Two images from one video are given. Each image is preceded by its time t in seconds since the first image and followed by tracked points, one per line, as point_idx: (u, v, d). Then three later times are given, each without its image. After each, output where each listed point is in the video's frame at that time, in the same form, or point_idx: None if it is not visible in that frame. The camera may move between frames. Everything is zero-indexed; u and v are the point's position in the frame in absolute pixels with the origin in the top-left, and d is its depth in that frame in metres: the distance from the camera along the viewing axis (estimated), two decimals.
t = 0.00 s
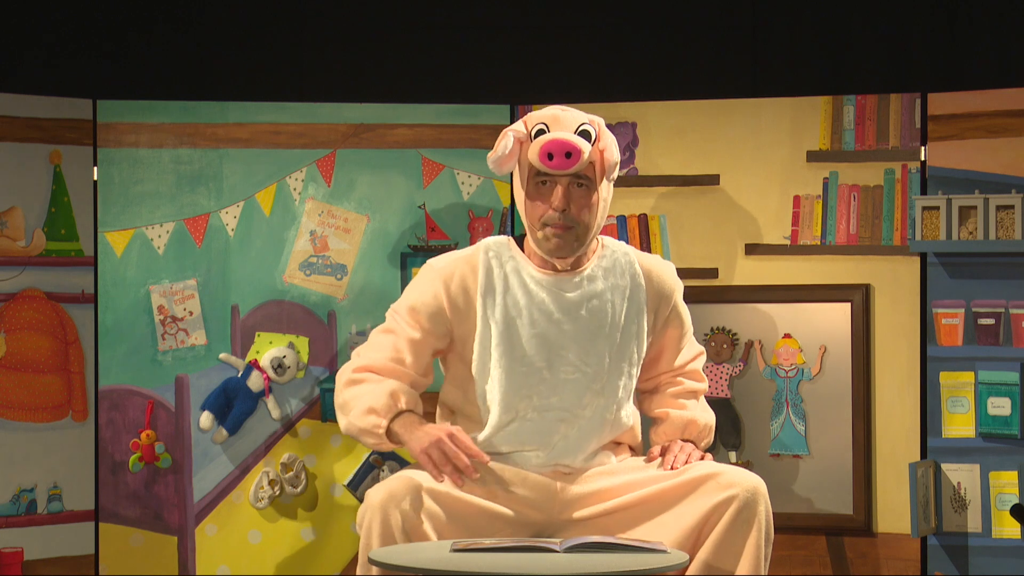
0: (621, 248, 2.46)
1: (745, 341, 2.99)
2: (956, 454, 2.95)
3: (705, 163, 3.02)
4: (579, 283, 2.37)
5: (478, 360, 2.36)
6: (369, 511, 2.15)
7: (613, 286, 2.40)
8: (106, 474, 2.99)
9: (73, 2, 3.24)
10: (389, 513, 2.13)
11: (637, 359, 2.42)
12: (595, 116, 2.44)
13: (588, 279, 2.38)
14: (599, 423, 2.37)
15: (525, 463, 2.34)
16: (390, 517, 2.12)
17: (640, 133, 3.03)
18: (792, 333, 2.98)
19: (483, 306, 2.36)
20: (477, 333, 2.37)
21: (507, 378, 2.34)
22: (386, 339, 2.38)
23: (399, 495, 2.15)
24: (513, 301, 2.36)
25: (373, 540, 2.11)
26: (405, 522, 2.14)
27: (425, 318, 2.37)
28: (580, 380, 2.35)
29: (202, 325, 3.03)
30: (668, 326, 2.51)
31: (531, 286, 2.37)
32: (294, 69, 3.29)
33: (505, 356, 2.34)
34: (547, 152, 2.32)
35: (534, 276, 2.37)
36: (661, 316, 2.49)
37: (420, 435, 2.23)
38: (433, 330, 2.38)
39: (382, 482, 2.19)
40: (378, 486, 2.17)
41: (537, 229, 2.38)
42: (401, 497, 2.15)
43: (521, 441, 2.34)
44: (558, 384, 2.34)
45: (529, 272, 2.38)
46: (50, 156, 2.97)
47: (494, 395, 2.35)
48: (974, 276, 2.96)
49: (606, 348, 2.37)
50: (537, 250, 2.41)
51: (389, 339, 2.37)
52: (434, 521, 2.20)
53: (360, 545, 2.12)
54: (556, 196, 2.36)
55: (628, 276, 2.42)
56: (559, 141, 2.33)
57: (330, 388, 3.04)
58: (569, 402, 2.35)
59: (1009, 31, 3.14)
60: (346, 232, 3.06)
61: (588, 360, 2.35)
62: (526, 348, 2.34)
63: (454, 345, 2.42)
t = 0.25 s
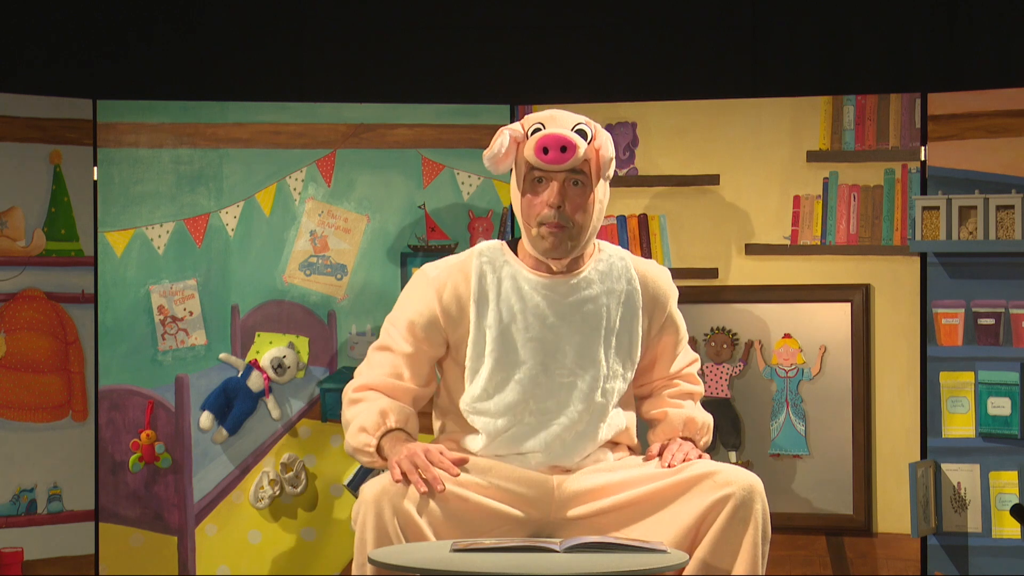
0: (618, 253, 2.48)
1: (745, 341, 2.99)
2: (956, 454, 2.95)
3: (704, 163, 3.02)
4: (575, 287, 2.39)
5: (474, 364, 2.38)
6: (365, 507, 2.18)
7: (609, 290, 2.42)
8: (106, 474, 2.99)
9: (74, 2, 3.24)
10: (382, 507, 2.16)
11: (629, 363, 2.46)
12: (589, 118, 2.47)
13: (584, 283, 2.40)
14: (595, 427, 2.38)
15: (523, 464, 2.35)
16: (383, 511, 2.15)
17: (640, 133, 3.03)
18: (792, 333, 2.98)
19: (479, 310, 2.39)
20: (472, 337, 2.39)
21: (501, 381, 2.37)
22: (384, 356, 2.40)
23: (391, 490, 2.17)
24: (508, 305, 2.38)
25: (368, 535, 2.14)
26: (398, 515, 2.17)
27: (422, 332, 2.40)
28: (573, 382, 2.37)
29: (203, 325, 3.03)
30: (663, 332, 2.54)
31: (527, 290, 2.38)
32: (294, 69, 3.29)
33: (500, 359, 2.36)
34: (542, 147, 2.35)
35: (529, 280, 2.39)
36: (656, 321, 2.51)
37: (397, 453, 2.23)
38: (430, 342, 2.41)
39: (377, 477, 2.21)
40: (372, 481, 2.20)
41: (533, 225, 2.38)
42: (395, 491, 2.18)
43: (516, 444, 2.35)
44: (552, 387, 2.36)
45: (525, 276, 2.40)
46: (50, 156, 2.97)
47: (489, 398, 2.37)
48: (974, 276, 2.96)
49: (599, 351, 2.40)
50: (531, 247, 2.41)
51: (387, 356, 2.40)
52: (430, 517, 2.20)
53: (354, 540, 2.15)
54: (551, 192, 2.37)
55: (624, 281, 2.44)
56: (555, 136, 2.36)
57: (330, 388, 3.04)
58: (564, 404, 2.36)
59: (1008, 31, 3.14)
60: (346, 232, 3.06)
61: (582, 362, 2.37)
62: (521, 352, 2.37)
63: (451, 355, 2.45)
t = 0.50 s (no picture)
0: (616, 253, 2.48)
1: (745, 341, 2.99)
2: (956, 454, 2.95)
3: (704, 163, 3.02)
4: (574, 287, 2.39)
5: (474, 365, 2.39)
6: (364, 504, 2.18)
7: (608, 290, 2.42)
8: (106, 474, 2.99)
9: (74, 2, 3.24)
10: (382, 504, 2.16)
11: (630, 362, 2.47)
12: (590, 122, 2.47)
13: (583, 283, 2.40)
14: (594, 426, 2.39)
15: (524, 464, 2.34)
16: (382, 509, 2.15)
17: (640, 133, 3.03)
18: (792, 333, 2.98)
19: (478, 312, 2.39)
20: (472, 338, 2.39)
21: (501, 381, 2.37)
22: (386, 361, 2.41)
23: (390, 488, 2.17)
24: (507, 306, 2.39)
25: (367, 533, 2.14)
26: (398, 514, 2.17)
27: (422, 334, 2.40)
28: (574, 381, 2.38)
29: (203, 325, 3.03)
30: (662, 332, 2.54)
31: (526, 291, 2.39)
32: (294, 69, 3.29)
33: (500, 361, 2.37)
34: (545, 153, 2.32)
35: (529, 281, 2.39)
36: (655, 320, 2.52)
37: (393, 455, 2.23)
38: (430, 345, 2.41)
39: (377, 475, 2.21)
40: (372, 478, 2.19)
41: (533, 231, 2.39)
42: (395, 490, 2.17)
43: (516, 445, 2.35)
44: (553, 386, 2.37)
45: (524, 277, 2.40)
46: (50, 156, 2.97)
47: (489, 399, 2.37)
48: (973, 276, 2.95)
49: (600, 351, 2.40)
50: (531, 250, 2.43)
51: (388, 361, 2.40)
52: (428, 514, 2.20)
53: (353, 538, 2.15)
54: (553, 199, 2.37)
55: (623, 281, 2.45)
56: (556, 144, 2.33)
57: (330, 388, 3.04)
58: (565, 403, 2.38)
59: (1008, 30, 3.13)
60: (346, 232, 3.06)
61: (583, 361, 2.38)
62: (521, 354, 2.37)
63: (451, 357, 2.45)
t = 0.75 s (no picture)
0: (617, 253, 2.48)
1: (745, 341, 2.99)
2: (956, 454, 2.95)
3: (705, 163, 3.02)
4: (574, 288, 2.40)
5: (475, 366, 2.38)
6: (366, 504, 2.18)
7: (608, 290, 2.43)
8: (106, 474, 2.99)
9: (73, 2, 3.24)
10: (384, 505, 2.16)
11: (630, 361, 2.47)
12: (592, 125, 2.47)
13: (584, 283, 2.40)
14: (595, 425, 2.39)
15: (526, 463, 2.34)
16: (385, 509, 2.15)
17: (640, 133, 3.03)
18: (792, 333, 2.98)
19: (480, 313, 2.39)
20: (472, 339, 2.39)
21: (502, 381, 2.37)
22: (389, 364, 2.41)
23: (393, 488, 2.17)
24: (509, 307, 2.38)
25: (370, 533, 2.14)
26: (401, 514, 2.17)
27: (424, 336, 2.40)
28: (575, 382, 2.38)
29: (202, 325, 3.03)
30: (662, 332, 2.54)
31: (527, 292, 2.39)
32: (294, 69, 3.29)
33: (502, 362, 2.37)
34: (556, 167, 2.31)
35: (529, 282, 2.39)
36: (655, 320, 2.52)
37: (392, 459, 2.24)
38: (432, 347, 2.41)
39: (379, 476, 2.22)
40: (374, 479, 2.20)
41: (540, 241, 2.39)
42: (397, 489, 2.17)
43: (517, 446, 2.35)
44: (554, 386, 2.38)
45: (525, 277, 2.40)
46: (50, 156, 2.97)
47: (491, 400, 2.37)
48: (973, 276, 2.96)
49: (601, 351, 2.41)
50: (535, 257, 2.43)
51: (390, 364, 2.41)
52: (430, 514, 2.20)
53: (356, 539, 2.15)
54: (561, 210, 2.37)
55: (623, 281, 2.45)
56: (566, 157, 2.31)
57: (330, 388, 3.04)
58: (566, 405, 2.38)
59: (1008, 30, 3.13)
60: (346, 231, 3.06)
61: (584, 362, 2.39)
62: (522, 354, 2.37)
63: (452, 359, 2.45)
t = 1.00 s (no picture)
0: (618, 254, 2.48)
1: (745, 341, 2.99)
2: (956, 454, 2.95)
3: (705, 164, 3.02)
4: (575, 288, 2.40)
5: (476, 366, 2.39)
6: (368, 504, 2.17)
7: (609, 290, 2.43)
8: (106, 474, 2.99)
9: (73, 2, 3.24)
10: (387, 504, 2.15)
11: (631, 361, 2.47)
12: (592, 127, 2.47)
13: (584, 284, 2.41)
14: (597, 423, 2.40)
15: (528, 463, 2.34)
16: (387, 508, 2.15)
17: (640, 133, 3.03)
18: (792, 333, 2.98)
19: (481, 313, 2.39)
20: (473, 339, 2.40)
21: (503, 381, 2.37)
22: (391, 366, 2.40)
23: (396, 487, 2.17)
24: (510, 308, 2.39)
25: (372, 533, 2.13)
26: (404, 513, 2.17)
27: (425, 337, 2.40)
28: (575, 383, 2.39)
29: (202, 325, 3.03)
30: (662, 331, 2.54)
31: (528, 291, 2.39)
32: (294, 69, 3.29)
33: (503, 362, 2.37)
34: (557, 173, 2.32)
35: (530, 282, 2.40)
36: (655, 320, 2.52)
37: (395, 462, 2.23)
38: (433, 348, 2.41)
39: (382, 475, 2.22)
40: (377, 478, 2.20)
41: (542, 244, 2.40)
42: (400, 488, 2.18)
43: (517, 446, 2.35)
44: (555, 387, 2.38)
45: (525, 277, 2.41)
46: (50, 156, 2.97)
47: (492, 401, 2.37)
48: (973, 276, 2.95)
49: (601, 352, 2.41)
50: (536, 260, 2.44)
51: (392, 365, 2.40)
52: (431, 513, 2.20)
53: (359, 538, 2.14)
54: (563, 215, 2.38)
55: (624, 281, 2.45)
56: (568, 163, 2.32)
57: (330, 388, 3.04)
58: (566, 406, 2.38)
59: (1008, 30, 3.13)
60: (346, 231, 3.06)
61: (584, 363, 2.39)
62: (522, 354, 2.38)
63: (454, 359, 2.45)
